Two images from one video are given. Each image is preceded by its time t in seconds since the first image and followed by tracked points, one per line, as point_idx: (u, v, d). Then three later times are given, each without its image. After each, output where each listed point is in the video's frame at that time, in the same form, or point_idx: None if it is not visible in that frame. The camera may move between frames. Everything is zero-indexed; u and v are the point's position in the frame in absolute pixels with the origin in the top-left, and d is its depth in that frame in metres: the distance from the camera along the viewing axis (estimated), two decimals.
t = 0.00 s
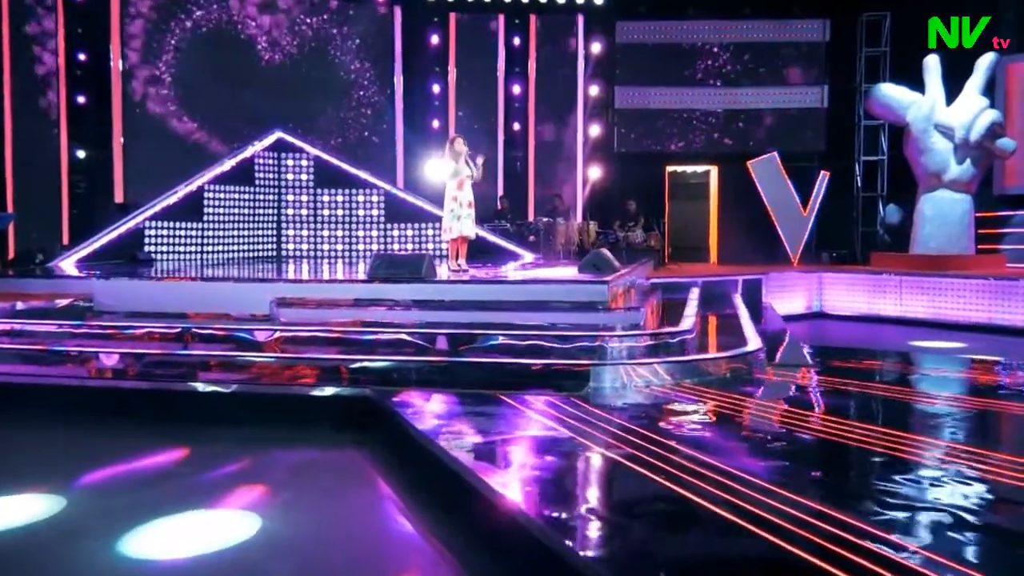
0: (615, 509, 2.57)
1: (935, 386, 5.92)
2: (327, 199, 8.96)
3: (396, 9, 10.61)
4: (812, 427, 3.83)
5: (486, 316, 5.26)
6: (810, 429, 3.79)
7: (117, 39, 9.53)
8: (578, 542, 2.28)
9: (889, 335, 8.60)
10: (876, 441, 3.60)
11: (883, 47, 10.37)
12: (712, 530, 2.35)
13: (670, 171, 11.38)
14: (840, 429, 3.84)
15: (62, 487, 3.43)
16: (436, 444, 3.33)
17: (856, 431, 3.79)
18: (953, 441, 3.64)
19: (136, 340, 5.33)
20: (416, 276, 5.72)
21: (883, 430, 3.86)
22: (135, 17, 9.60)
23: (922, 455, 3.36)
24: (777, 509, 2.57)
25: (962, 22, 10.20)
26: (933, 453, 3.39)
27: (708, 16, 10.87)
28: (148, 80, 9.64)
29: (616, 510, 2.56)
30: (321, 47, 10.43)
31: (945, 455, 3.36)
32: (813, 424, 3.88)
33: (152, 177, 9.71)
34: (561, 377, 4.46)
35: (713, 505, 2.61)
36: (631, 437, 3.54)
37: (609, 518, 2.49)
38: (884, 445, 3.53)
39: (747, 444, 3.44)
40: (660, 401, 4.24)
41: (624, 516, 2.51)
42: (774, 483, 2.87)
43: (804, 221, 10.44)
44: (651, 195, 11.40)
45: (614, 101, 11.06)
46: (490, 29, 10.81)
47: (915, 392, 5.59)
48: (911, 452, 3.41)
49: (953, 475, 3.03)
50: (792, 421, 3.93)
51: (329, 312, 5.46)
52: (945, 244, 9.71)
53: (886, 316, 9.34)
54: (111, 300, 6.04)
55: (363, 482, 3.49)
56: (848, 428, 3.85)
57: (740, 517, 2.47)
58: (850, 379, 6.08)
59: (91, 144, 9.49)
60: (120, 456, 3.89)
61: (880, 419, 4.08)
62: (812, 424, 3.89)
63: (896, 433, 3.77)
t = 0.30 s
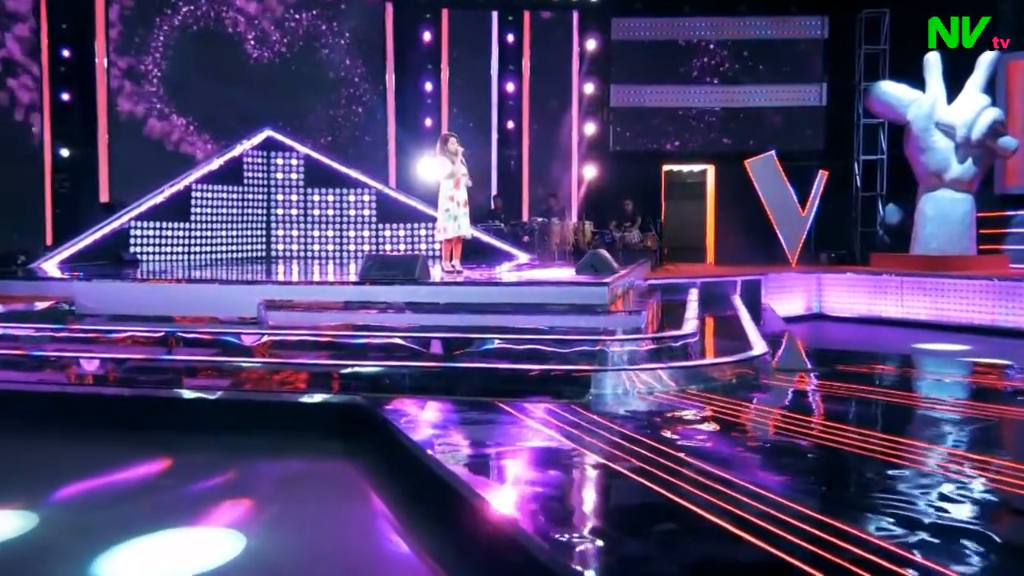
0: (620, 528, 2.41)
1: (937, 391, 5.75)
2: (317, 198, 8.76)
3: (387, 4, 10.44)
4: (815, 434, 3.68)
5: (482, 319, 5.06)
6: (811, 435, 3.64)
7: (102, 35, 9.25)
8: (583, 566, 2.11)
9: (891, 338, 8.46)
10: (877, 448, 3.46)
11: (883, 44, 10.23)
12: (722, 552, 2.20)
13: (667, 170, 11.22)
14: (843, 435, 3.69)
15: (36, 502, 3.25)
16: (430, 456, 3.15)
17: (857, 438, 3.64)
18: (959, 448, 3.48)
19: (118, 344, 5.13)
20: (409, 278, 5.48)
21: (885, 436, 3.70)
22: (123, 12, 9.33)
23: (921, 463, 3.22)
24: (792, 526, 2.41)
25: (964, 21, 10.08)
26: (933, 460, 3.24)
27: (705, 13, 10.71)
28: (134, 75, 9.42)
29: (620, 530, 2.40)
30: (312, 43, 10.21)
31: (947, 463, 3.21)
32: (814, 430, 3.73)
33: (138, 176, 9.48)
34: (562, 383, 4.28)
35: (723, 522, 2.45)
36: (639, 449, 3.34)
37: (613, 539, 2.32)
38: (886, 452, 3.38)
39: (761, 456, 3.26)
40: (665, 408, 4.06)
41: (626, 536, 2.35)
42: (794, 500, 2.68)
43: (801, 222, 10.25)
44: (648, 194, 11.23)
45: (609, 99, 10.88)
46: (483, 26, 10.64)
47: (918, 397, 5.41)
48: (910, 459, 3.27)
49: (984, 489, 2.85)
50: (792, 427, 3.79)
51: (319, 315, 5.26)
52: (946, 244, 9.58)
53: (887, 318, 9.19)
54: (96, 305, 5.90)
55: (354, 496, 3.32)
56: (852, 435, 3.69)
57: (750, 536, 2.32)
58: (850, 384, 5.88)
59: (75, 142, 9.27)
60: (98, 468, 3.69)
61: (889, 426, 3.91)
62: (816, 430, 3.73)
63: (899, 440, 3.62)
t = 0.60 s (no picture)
0: (628, 544, 2.25)
1: (945, 394, 5.58)
2: (313, 198, 8.58)
3: None
4: (825, 439, 3.53)
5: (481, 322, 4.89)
6: (823, 441, 3.49)
7: (92, 29, 9.09)
8: None
9: (897, 339, 8.31)
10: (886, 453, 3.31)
11: (887, 41, 10.07)
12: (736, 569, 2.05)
13: (667, 169, 11.11)
14: (847, 440, 3.55)
15: (14, 516, 3.08)
16: (426, 464, 3.02)
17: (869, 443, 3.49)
18: (977, 455, 3.31)
19: (106, 348, 4.95)
20: (406, 279, 5.34)
21: (899, 442, 3.54)
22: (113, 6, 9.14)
23: (926, 469, 3.08)
24: (812, 541, 2.25)
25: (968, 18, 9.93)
26: (942, 467, 3.10)
27: (706, 9, 10.55)
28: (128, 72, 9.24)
29: (615, 540, 2.30)
30: (307, 39, 9.96)
31: (958, 470, 3.07)
32: (826, 436, 3.57)
33: (130, 173, 9.29)
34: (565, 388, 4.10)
35: (737, 537, 2.30)
36: (649, 460, 3.18)
37: (620, 556, 2.16)
38: (899, 458, 3.24)
39: (778, 466, 3.08)
40: (673, 414, 3.90)
41: (621, 545, 2.25)
42: (815, 514, 2.51)
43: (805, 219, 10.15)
44: (648, 193, 11.09)
45: (609, 96, 10.73)
46: (481, 22, 10.46)
47: (925, 400, 5.23)
48: (916, 465, 3.13)
49: (1019, 502, 2.68)
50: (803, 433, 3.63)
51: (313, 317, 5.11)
52: (952, 244, 9.43)
53: (892, 319, 9.03)
54: (84, 306, 5.71)
55: (349, 511, 3.15)
56: (856, 439, 3.56)
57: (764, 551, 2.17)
58: (857, 388, 5.71)
59: (65, 140, 9.15)
60: (82, 480, 3.51)
61: (905, 431, 3.74)
62: (827, 436, 3.58)
63: (914, 446, 3.45)
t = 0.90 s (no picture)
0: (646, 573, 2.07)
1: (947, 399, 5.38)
2: (307, 198, 8.40)
3: None
4: (847, 451, 3.35)
5: (482, 327, 4.70)
6: (843, 453, 3.30)
7: (81, 25, 8.84)
8: None
9: (902, 342, 8.15)
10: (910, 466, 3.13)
11: (892, 38, 9.89)
12: None
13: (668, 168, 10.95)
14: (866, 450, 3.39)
15: None
16: (427, 480, 2.87)
17: (891, 454, 3.30)
18: (1006, 468, 3.12)
19: (91, 355, 4.76)
20: (404, 282, 5.09)
21: (921, 452, 3.36)
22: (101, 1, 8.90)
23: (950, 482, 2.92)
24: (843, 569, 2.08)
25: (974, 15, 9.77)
26: (977, 482, 2.91)
27: (707, 6, 10.41)
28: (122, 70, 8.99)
29: (630, 568, 2.12)
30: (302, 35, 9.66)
31: (995, 487, 2.87)
32: (848, 448, 3.39)
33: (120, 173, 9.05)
34: (574, 395, 3.97)
35: (763, 564, 2.12)
36: (663, 474, 3.01)
37: None
38: (927, 472, 3.05)
39: (801, 482, 2.90)
40: (684, 425, 3.72)
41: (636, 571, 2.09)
42: (842, 536, 2.34)
43: (807, 220, 10.00)
44: (648, 192, 10.96)
45: (609, 95, 10.57)
46: (479, 19, 10.27)
47: (932, 406, 5.01)
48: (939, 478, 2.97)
49: None
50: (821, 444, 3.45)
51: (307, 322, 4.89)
52: (959, 245, 9.25)
53: (897, 321, 8.85)
54: (71, 308, 5.50)
55: (345, 532, 2.96)
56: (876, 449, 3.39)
57: None
58: (861, 393, 5.49)
59: (52, 138, 8.88)
60: (61, 496, 3.31)
61: (928, 441, 3.55)
62: (849, 448, 3.40)
63: (940, 458, 3.26)
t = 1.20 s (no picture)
0: None
1: (949, 405, 5.22)
2: (302, 199, 8.25)
3: None
4: (866, 462, 3.20)
5: (482, 332, 4.55)
6: (864, 466, 3.15)
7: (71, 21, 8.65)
8: None
9: (907, 346, 8.00)
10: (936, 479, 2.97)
11: (896, 37, 9.76)
12: None
13: (668, 168, 10.83)
14: (884, 460, 3.24)
15: None
16: (430, 500, 2.70)
17: (916, 467, 3.14)
18: None
19: (78, 362, 4.59)
20: (403, 285, 4.89)
21: (941, 463, 3.22)
22: None
23: (976, 497, 2.77)
24: None
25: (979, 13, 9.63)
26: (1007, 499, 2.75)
27: (709, 4, 10.29)
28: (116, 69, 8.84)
29: None
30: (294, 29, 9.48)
31: None
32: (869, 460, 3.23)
33: (111, 174, 8.85)
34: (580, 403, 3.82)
35: None
36: (678, 491, 2.85)
37: None
38: (956, 487, 2.89)
39: (823, 498, 2.74)
40: (694, 435, 3.57)
41: None
42: (873, 560, 2.18)
43: (810, 222, 9.88)
44: (648, 193, 10.83)
45: (610, 94, 10.49)
46: (477, 17, 10.10)
47: (944, 413, 4.87)
48: (962, 491, 2.83)
49: None
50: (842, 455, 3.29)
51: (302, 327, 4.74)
52: (965, 246, 9.09)
53: (902, 325, 8.71)
54: (57, 314, 5.33)
55: (342, 555, 2.80)
56: (893, 460, 3.25)
57: None
58: (871, 399, 5.35)
59: (41, 137, 8.69)
60: (42, 513, 3.15)
61: (950, 451, 3.39)
62: (868, 459, 3.24)
63: (966, 471, 3.10)
